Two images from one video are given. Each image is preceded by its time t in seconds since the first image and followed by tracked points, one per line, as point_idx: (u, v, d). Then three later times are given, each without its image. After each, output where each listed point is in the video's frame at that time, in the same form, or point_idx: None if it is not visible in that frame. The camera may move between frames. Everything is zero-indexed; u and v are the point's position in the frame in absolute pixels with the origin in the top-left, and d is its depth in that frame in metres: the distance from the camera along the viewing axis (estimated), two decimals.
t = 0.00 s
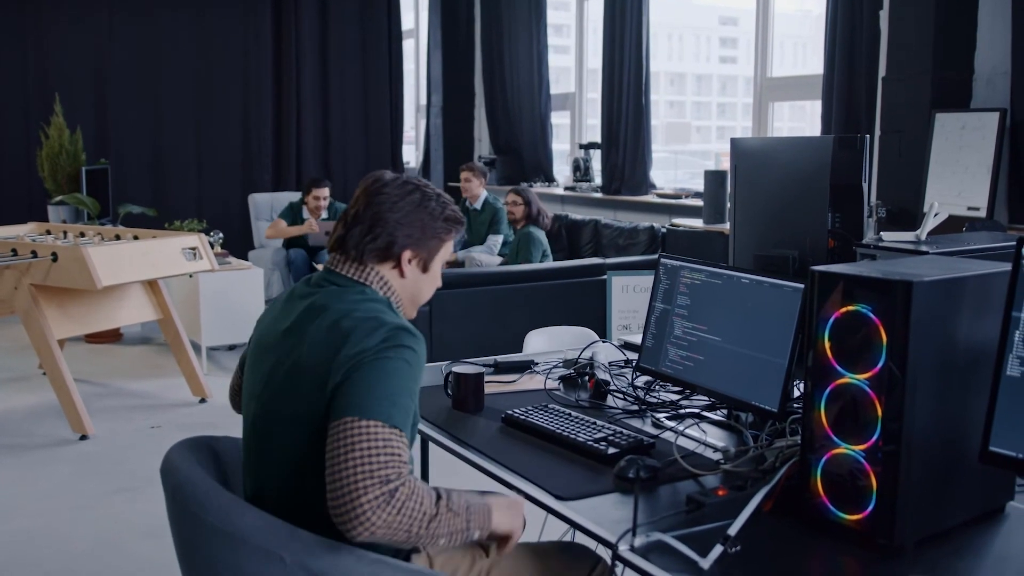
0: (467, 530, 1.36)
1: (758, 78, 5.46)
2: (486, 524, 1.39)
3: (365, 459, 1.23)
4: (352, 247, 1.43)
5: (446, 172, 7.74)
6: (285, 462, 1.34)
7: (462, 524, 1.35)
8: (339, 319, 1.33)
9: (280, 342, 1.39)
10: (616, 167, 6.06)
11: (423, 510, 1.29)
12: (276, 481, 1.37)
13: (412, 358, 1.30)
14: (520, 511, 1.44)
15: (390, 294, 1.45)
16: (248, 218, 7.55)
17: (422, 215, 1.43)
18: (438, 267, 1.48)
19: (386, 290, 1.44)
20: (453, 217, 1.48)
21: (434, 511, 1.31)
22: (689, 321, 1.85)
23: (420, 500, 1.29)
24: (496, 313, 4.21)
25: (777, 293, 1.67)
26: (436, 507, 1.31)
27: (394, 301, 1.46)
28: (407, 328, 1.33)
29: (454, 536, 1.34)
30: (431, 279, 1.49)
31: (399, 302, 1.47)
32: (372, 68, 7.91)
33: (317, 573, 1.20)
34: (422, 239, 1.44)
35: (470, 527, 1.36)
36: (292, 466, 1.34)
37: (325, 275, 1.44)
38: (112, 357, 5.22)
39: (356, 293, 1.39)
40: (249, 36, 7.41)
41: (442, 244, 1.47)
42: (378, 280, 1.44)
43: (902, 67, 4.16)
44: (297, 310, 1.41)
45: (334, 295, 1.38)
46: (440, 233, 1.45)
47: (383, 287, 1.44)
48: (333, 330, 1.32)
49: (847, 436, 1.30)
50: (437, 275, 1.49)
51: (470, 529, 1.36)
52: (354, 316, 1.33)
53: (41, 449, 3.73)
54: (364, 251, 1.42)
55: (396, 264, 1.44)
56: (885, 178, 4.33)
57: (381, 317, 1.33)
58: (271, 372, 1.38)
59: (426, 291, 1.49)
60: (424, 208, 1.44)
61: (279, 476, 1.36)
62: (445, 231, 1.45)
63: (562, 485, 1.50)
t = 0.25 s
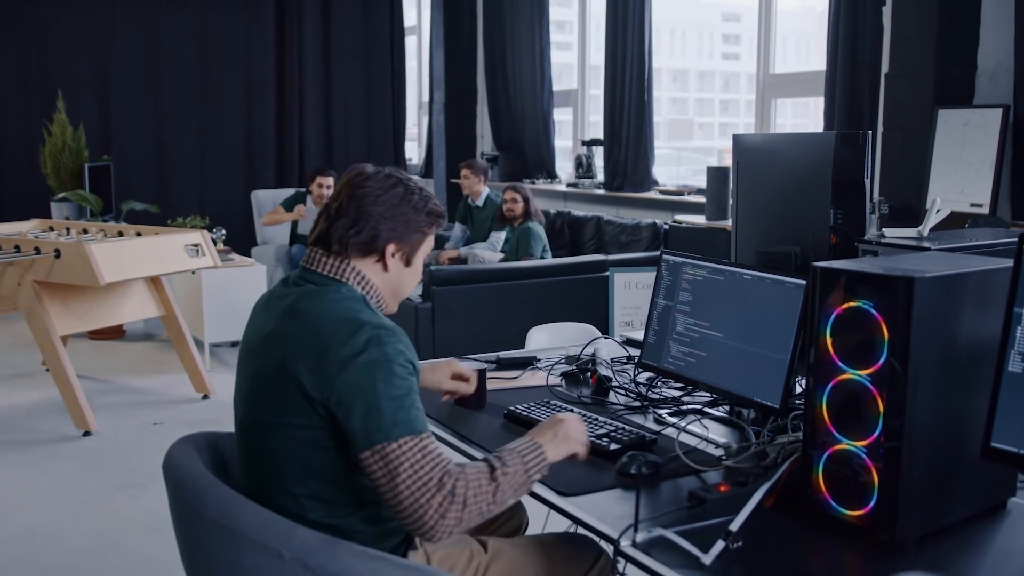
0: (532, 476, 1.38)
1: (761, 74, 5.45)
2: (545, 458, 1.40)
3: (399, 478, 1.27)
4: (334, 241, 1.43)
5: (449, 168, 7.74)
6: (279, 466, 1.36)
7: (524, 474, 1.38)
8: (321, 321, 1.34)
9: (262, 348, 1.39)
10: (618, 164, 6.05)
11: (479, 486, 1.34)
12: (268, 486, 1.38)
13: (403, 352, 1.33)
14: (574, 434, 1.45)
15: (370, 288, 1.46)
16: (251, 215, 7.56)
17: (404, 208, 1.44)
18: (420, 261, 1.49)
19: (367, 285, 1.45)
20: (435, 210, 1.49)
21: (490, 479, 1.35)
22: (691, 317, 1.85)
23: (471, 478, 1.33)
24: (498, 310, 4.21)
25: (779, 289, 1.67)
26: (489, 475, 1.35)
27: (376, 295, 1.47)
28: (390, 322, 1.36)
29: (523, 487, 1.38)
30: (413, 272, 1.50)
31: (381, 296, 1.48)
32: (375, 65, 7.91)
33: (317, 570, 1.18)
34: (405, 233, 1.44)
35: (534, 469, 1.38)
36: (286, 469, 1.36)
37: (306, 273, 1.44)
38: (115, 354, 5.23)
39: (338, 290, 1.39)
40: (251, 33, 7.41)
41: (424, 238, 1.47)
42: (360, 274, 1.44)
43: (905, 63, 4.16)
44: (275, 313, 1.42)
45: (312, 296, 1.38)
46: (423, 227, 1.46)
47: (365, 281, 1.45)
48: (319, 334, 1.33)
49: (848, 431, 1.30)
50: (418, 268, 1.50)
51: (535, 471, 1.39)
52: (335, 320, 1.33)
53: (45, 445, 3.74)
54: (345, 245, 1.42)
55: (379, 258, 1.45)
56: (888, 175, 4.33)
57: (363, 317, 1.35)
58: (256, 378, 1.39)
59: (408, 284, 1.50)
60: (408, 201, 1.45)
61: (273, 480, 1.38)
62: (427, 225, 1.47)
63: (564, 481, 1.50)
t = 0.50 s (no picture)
0: (573, 475, 1.42)
1: (764, 71, 5.44)
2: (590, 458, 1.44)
3: (430, 465, 1.32)
4: (330, 241, 1.44)
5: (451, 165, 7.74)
6: (286, 467, 1.37)
7: (565, 469, 1.41)
8: (325, 322, 1.35)
9: (265, 349, 1.40)
10: (621, 161, 6.05)
11: (518, 475, 1.39)
12: (273, 487, 1.39)
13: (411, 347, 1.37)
14: (614, 441, 1.50)
15: (370, 286, 1.46)
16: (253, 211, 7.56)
17: (397, 203, 1.44)
18: (418, 254, 1.49)
19: (366, 282, 1.46)
20: (429, 202, 1.49)
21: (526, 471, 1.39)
22: (694, 314, 1.85)
23: (510, 466, 1.40)
24: (501, 306, 4.22)
25: (781, 286, 1.66)
26: (525, 468, 1.40)
27: (376, 292, 1.48)
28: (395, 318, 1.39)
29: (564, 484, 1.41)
30: (412, 266, 1.50)
31: (381, 292, 1.49)
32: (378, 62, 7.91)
33: (318, 565, 1.18)
34: (399, 227, 1.45)
35: (575, 470, 1.42)
36: (293, 469, 1.37)
37: (304, 273, 1.45)
38: (117, 351, 5.23)
39: (336, 290, 1.40)
40: (254, 30, 7.41)
41: (420, 230, 1.48)
42: (359, 272, 1.45)
43: (908, 60, 4.16)
44: (276, 315, 1.42)
45: (314, 295, 1.39)
46: (417, 220, 1.46)
47: (363, 279, 1.45)
48: (326, 333, 1.34)
49: (850, 428, 1.30)
50: (417, 261, 1.50)
51: (576, 472, 1.42)
52: (340, 320, 1.35)
53: (48, 442, 3.74)
54: (341, 244, 1.43)
55: (376, 254, 1.46)
56: (891, 171, 4.33)
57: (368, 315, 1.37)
58: (260, 380, 1.40)
59: (408, 278, 1.51)
60: (399, 196, 1.45)
61: (278, 481, 1.39)
62: (422, 218, 1.47)
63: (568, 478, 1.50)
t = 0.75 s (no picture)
0: (586, 473, 1.42)
1: (766, 69, 5.43)
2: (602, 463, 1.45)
3: (447, 451, 1.34)
4: (346, 239, 1.45)
5: (453, 162, 7.74)
6: (298, 457, 1.38)
7: (579, 467, 1.42)
8: (343, 313, 1.36)
9: (279, 341, 1.40)
10: (623, 158, 6.04)
11: (534, 467, 1.40)
12: (284, 478, 1.39)
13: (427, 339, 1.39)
14: (629, 444, 1.50)
15: (385, 284, 1.48)
16: (256, 208, 7.57)
17: (412, 201, 1.46)
18: (433, 253, 1.50)
19: (382, 279, 1.47)
20: (445, 201, 1.50)
21: (543, 463, 1.41)
22: (696, 311, 1.85)
23: (526, 456, 1.41)
24: (503, 303, 4.22)
25: (784, 283, 1.66)
26: (541, 460, 1.41)
27: (391, 289, 1.49)
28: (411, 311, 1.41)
29: (577, 481, 1.41)
30: (427, 264, 1.51)
31: (396, 290, 1.50)
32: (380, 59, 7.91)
33: (323, 561, 1.19)
34: (415, 226, 1.46)
35: (588, 469, 1.42)
36: (305, 460, 1.37)
37: (320, 270, 1.46)
38: (121, 347, 5.24)
39: (351, 284, 1.41)
40: (256, 28, 7.41)
41: (436, 229, 1.49)
42: (375, 270, 1.46)
43: (911, 58, 4.16)
44: (290, 308, 1.43)
45: (330, 288, 1.40)
46: (433, 219, 1.47)
47: (379, 276, 1.47)
48: (344, 324, 1.35)
49: (853, 425, 1.30)
50: (432, 259, 1.52)
51: (589, 472, 1.42)
52: (359, 311, 1.36)
53: (51, 438, 3.75)
54: (357, 242, 1.44)
55: (392, 253, 1.47)
56: (893, 169, 4.33)
57: (385, 307, 1.38)
58: (273, 371, 1.40)
59: (424, 277, 1.52)
60: (415, 194, 1.47)
61: (289, 472, 1.39)
62: (438, 216, 1.48)
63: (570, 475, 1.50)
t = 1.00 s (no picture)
0: (593, 476, 1.42)
1: (768, 68, 5.43)
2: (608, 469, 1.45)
3: (454, 449, 1.34)
4: (358, 237, 1.45)
5: (455, 161, 7.74)
6: (306, 452, 1.38)
7: (586, 471, 1.42)
8: (355, 309, 1.37)
9: (291, 336, 1.41)
10: (625, 157, 6.04)
11: (541, 468, 1.40)
12: (292, 472, 1.39)
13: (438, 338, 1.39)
14: (636, 449, 1.50)
15: (396, 282, 1.48)
16: (258, 207, 7.57)
17: (425, 201, 1.46)
18: (444, 254, 1.51)
19: (392, 278, 1.47)
20: (457, 203, 1.50)
21: (549, 465, 1.41)
22: (698, 310, 1.85)
23: (532, 458, 1.41)
24: (505, 301, 4.22)
25: (786, 282, 1.67)
26: (548, 463, 1.41)
27: (401, 289, 1.49)
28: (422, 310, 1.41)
29: (584, 485, 1.41)
30: (438, 265, 1.51)
31: (406, 289, 1.50)
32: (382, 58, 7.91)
33: (328, 559, 1.19)
34: (427, 226, 1.46)
35: (595, 473, 1.42)
36: (314, 455, 1.37)
37: (331, 267, 1.46)
38: (123, 346, 5.25)
39: (362, 282, 1.42)
40: (258, 27, 7.42)
41: (448, 229, 1.49)
42: (385, 269, 1.46)
43: (912, 57, 4.16)
44: (301, 305, 1.43)
45: (342, 285, 1.40)
46: (445, 219, 1.48)
47: (390, 275, 1.47)
48: (356, 320, 1.36)
49: (856, 424, 1.30)
50: (443, 260, 1.52)
51: (596, 475, 1.42)
52: (372, 309, 1.37)
53: (54, 436, 3.76)
54: (369, 240, 1.45)
55: (403, 252, 1.47)
56: (896, 167, 4.33)
57: (398, 305, 1.39)
58: (284, 366, 1.40)
59: (434, 277, 1.52)
60: (427, 195, 1.47)
61: (297, 466, 1.39)
62: (449, 218, 1.48)
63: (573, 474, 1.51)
